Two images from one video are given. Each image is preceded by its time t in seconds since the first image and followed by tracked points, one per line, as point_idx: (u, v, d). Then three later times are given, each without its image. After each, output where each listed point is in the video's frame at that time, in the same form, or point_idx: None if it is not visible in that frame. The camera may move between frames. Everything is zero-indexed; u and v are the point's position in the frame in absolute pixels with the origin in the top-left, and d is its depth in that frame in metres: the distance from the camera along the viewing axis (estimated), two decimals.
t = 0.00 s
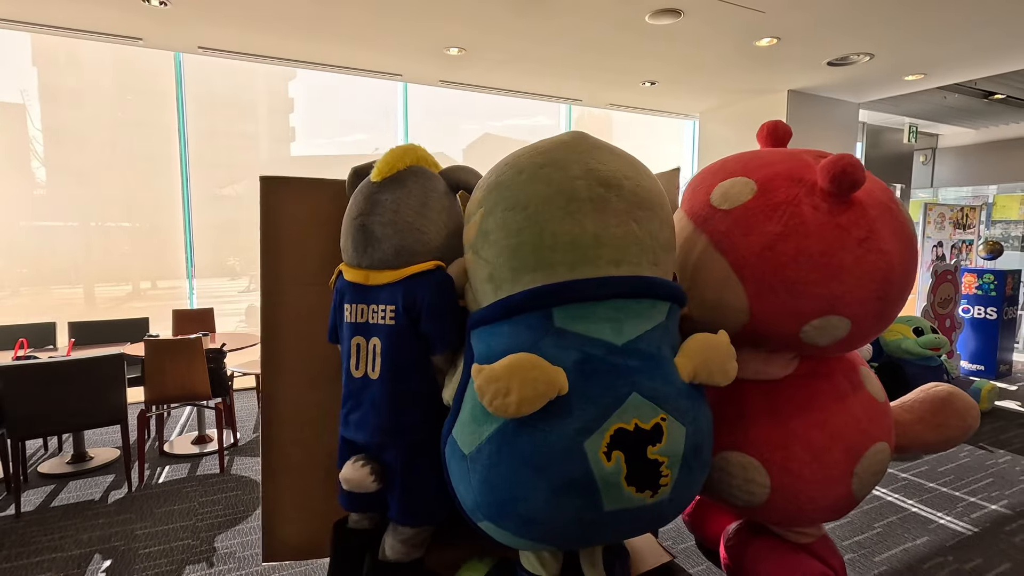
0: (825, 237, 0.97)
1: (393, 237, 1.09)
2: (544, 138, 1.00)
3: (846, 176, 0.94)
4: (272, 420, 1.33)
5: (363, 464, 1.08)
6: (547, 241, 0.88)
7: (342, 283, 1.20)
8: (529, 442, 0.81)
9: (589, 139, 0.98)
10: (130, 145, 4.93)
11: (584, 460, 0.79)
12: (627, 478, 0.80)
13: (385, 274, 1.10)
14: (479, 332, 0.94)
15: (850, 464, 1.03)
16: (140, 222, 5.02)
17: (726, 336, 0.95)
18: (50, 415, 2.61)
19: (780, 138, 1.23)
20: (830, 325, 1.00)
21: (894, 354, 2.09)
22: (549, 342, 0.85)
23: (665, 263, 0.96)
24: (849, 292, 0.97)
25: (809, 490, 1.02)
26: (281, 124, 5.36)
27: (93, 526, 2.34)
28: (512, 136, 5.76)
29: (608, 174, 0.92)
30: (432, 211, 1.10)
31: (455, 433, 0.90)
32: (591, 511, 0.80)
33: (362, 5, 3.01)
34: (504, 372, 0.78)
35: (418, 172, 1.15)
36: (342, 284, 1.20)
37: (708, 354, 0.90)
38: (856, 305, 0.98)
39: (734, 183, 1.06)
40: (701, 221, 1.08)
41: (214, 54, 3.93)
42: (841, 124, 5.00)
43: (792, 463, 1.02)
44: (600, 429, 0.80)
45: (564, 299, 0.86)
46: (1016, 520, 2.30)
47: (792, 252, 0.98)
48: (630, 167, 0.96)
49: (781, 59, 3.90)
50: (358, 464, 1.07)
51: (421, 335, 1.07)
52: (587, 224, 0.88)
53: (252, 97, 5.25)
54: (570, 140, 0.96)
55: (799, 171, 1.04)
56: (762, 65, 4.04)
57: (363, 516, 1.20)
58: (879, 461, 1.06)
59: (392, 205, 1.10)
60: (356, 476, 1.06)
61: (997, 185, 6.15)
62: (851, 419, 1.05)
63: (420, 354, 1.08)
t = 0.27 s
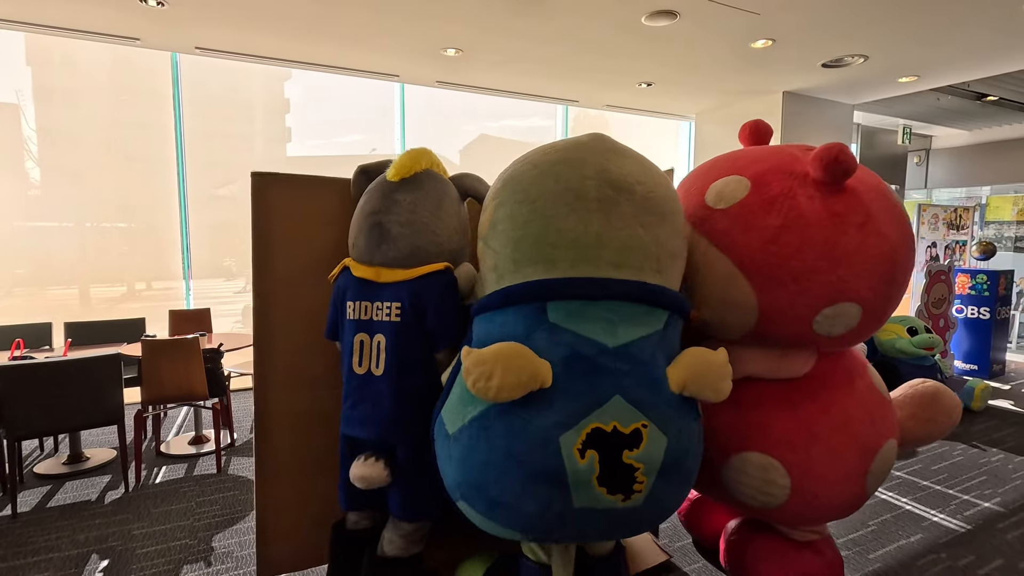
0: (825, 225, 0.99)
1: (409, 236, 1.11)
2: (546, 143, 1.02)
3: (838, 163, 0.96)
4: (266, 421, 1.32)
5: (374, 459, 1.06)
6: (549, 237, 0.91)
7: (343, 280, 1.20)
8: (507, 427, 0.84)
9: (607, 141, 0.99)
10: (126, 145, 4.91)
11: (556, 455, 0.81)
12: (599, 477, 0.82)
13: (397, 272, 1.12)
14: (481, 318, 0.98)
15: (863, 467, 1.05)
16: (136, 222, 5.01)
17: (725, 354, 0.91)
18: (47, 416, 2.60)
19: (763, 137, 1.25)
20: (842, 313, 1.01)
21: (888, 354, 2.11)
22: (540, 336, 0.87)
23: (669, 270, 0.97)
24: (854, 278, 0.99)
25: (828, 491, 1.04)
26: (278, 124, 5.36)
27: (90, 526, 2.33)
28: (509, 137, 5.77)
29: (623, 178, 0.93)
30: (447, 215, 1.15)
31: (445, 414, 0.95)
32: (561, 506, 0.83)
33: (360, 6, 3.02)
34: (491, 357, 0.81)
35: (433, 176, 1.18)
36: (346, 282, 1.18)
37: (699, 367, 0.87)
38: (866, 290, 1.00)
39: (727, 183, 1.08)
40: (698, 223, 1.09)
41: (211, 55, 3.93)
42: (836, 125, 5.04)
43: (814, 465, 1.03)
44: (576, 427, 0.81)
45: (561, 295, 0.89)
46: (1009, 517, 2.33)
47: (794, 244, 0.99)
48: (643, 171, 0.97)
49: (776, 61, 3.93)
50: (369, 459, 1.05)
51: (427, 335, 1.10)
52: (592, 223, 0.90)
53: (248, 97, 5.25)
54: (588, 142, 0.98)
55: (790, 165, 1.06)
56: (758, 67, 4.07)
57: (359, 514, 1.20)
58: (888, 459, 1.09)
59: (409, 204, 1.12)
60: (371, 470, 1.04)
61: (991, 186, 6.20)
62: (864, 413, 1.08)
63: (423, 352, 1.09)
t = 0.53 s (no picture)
0: (829, 210, 1.01)
1: (421, 237, 1.12)
2: (553, 138, 1.03)
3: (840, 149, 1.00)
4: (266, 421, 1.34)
5: (362, 451, 1.09)
6: (529, 245, 0.93)
7: (350, 274, 1.20)
8: (486, 429, 0.87)
9: (597, 140, 1.00)
10: (124, 146, 4.91)
11: (532, 457, 0.84)
12: (574, 480, 0.84)
13: (407, 271, 1.12)
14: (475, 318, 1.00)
15: (863, 470, 1.06)
16: (134, 222, 5.00)
17: (717, 357, 0.89)
18: (44, 415, 2.60)
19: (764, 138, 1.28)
20: (846, 301, 1.02)
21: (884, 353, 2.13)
22: (522, 340, 0.90)
23: (662, 273, 0.97)
24: (859, 262, 1.00)
25: (825, 492, 1.05)
26: (276, 124, 5.36)
27: (88, 526, 2.33)
28: (507, 138, 5.79)
29: (602, 181, 0.94)
30: (459, 218, 1.16)
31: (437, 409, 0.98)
32: (538, 506, 0.85)
33: (359, 6, 3.02)
34: (469, 364, 0.82)
35: (449, 181, 1.20)
36: (354, 276, 1.19)
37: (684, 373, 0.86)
38: (869, 276, 1.01)
39: (731, 173, 1.11)
40: (702, 212, 1.12)
41: (209, 55, 3.93)
42: (832, 126, 5.06)
43: (812, 467, 1.04)
44: (552, 431, 0.84)
45: (546, 303, 0.91)
46: (1003, 515, 2.34)
47: (798, 228, 1.02)
48: (629, 171, 0.97)
49: (773, 62, 3.95)
50: (357, 450, 1.09)
51: (432, 336, 1.11)
52: (571, 232, 0.92)
53: (246, 97, 5.24)
54: (580, 142, 0.99)
55: (793, 155, 1.09)
56: (755, 68, 4.08)
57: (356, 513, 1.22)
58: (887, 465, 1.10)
59: (425, 205, 1.13)
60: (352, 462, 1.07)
61: (986, 187, 6.23)
62: (864, 420, 1.09)
63: (425, 352, 1.10)
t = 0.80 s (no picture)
0: (811, 211, 1.02)
1: (434, 235, 1.13)
2: (555, 143, 1.04)
3: (823, 149, 1.00)
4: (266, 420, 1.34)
5: (384, 452, 1.11)
6: (544, 251, 0.93)
7: (361, 275, 1.22)
8: (511, 439, 0.88)
9: (600, 145, 1.01)
10: (120, 147, 4.90)
11: (564, 462, 0.85)
12: (603, 480, 0.86)
13: (417, 268, 1.13)
14: (483, 328, 1.00)
15: (849, 476, 1.07)
16: (131, 223, 4.99)
17: (724, 350, 0.94)
18: (43, 417, 2.60)
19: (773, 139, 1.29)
20: (830, 301, 1.03)
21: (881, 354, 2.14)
22: (542, 345, 0.91)
23: (666, 276, 0.99)
24: (840, 263, 1.01)
25: (806, 496, 1.06)
26: (273, 125, 5.36)
27: (87, 527, 2.33)
28: (504, 139, 5.80)
29: (612, 185, 0.95)
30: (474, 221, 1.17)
31: (452, 419, 0.98)
32: (570, 508, 0.87)
33: (357, 9, 3.04)
34: (493, 374, 0.83)
35: (466, 184, 1.21)
36: (363, 278, 1.21)
37: (699, 368, 0.91)
38: (851, 277, 1.01)
39: (722, 173, 1.14)
40: (694, 210, 1.15)
41: (208, 57, 3.94)
42: (828, 127, 5.08)
43: (793, 471, 1.06)
44: (580, 434, 0.85)
45: (564, 307, 0.91)
46: (998, 515, 2.36)
47: (778, 228, 1.03)
48: (635, 176, 0.98)
49: (770, 65, 3.96)
50: (380, 452, 1.11)
51: (439, 339, 1.11)
52: (586, 236, 0.92)
53: (243, 98, 5.24)
54: (581, 146, 1.00)
55: (785, 155, 1.11)
56: (751, 70, 4.10)
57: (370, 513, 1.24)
58: (881, 473, 1.12)
59: (441, 205, 1.15)
60: (382, 464, 1.09)
61: (982, 188, 6.26)
62: (854, 428, 1.09)
63: (437, 355, 1.11)
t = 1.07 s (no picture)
0: (794, 217, 1.02)
1: (425, 239, 1.14)
2: (566, 147, 1.05)
3: (804, 155, 1.00)
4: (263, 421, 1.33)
5: (365, 454, 1.12)
6: (553, 247, 0.94)
7: (352, 277, 1.21)
8: (506, 427, 0.88)
9: (611, 150, 1.02)
10: (116, 147, 4.89)
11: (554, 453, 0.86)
12: (594, 474, 0.86)
13: (409, 271, 1.14)
14: (486, 322, 1.01)
15: (845, 473, 1.08)
16: (127, 224, 4.97)
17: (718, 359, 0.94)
18: (38, 418, 2.59)
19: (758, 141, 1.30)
20: (818, 305, 1.03)
21: (877, 354, 2.15)
22: (543, 339, 0.91)
23: (667, 278, 0.99)
24: (825, 267, 1.01)
25: (802, 493, 1.07)
26: (269, 126, 5.35)
27: (83, 529, 2.32)
28: (501, 140, 5.80)
29: (623, 189, 0.96)
30: (462, 221, 1.17)
31: (448, 408, 0.99)
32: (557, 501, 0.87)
33: (354, 9, 3.04)
34: (494, 360, 0.84)
35: (458, 186, 1.21)
36: (354, 279, 1.21)
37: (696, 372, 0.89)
38: (838, 281, 1.02)
39: (706, 181, 1.14)
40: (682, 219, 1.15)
41: (205, 57, 3.93)
42: (824, 128, 5.10)
43: (789, 468, 1.07)
44: (575, 426, 0.86)
45: (567, 302, 0.92)
46: (993, 515, 2.37)
47: (764, 235, 1.04)
48: (646, 182, 1.00)
49: (766, 66, 3.97)
50: (361, 454, 1.12)
51: (427, 338, 1.11)
52: (595, 235, 0.93)
53: (239, 98, 5.23)
54: (594, 151, 1.01)
55: (767, 161, 1.11)
56: (748, 72, 4.11)
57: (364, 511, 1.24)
58: (876, 469, 1.12)
59: (431, 208, 1.14)
60: (358, 468, 1.10)
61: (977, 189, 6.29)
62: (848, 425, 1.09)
63: (427, 354, 1.11)
